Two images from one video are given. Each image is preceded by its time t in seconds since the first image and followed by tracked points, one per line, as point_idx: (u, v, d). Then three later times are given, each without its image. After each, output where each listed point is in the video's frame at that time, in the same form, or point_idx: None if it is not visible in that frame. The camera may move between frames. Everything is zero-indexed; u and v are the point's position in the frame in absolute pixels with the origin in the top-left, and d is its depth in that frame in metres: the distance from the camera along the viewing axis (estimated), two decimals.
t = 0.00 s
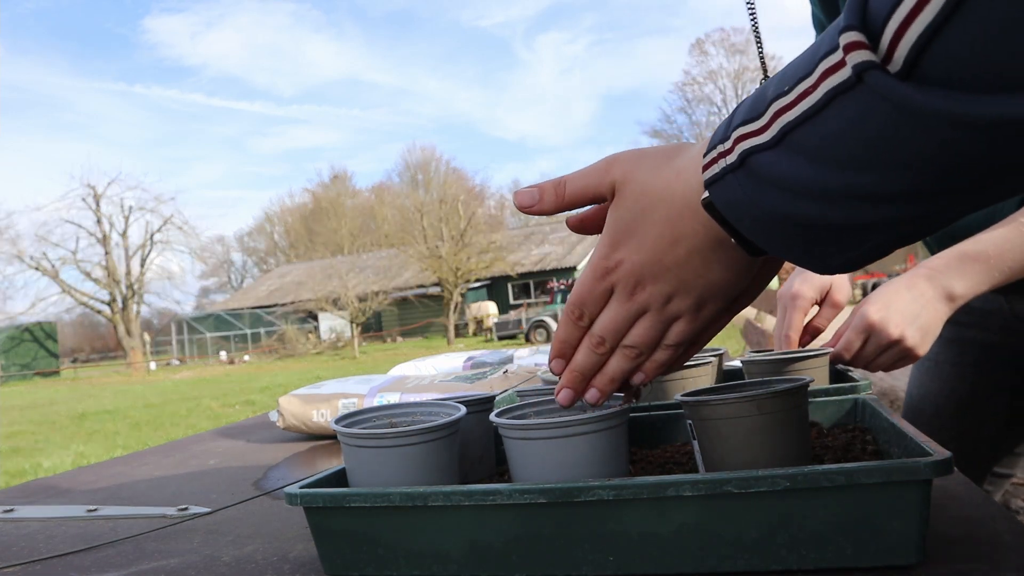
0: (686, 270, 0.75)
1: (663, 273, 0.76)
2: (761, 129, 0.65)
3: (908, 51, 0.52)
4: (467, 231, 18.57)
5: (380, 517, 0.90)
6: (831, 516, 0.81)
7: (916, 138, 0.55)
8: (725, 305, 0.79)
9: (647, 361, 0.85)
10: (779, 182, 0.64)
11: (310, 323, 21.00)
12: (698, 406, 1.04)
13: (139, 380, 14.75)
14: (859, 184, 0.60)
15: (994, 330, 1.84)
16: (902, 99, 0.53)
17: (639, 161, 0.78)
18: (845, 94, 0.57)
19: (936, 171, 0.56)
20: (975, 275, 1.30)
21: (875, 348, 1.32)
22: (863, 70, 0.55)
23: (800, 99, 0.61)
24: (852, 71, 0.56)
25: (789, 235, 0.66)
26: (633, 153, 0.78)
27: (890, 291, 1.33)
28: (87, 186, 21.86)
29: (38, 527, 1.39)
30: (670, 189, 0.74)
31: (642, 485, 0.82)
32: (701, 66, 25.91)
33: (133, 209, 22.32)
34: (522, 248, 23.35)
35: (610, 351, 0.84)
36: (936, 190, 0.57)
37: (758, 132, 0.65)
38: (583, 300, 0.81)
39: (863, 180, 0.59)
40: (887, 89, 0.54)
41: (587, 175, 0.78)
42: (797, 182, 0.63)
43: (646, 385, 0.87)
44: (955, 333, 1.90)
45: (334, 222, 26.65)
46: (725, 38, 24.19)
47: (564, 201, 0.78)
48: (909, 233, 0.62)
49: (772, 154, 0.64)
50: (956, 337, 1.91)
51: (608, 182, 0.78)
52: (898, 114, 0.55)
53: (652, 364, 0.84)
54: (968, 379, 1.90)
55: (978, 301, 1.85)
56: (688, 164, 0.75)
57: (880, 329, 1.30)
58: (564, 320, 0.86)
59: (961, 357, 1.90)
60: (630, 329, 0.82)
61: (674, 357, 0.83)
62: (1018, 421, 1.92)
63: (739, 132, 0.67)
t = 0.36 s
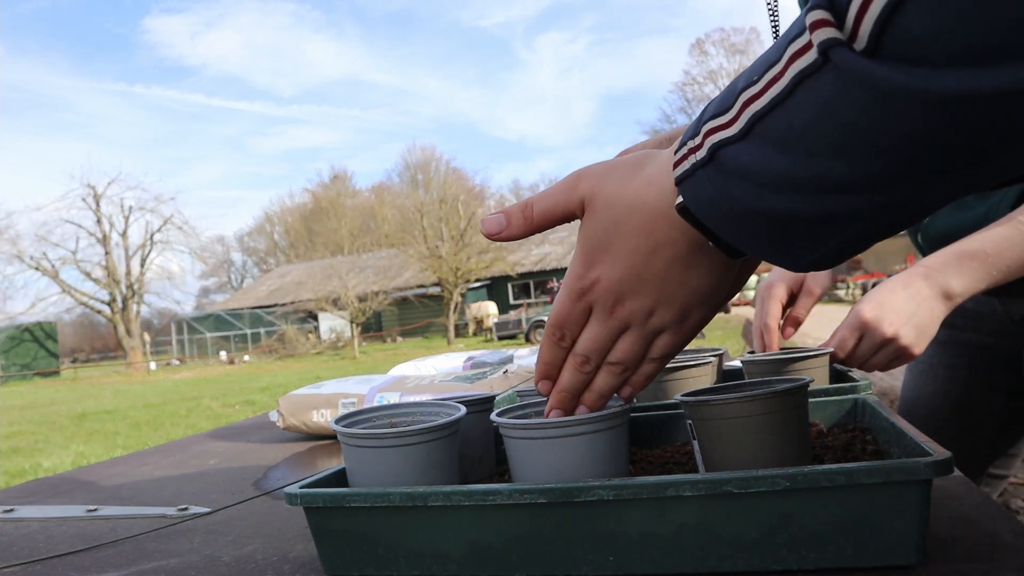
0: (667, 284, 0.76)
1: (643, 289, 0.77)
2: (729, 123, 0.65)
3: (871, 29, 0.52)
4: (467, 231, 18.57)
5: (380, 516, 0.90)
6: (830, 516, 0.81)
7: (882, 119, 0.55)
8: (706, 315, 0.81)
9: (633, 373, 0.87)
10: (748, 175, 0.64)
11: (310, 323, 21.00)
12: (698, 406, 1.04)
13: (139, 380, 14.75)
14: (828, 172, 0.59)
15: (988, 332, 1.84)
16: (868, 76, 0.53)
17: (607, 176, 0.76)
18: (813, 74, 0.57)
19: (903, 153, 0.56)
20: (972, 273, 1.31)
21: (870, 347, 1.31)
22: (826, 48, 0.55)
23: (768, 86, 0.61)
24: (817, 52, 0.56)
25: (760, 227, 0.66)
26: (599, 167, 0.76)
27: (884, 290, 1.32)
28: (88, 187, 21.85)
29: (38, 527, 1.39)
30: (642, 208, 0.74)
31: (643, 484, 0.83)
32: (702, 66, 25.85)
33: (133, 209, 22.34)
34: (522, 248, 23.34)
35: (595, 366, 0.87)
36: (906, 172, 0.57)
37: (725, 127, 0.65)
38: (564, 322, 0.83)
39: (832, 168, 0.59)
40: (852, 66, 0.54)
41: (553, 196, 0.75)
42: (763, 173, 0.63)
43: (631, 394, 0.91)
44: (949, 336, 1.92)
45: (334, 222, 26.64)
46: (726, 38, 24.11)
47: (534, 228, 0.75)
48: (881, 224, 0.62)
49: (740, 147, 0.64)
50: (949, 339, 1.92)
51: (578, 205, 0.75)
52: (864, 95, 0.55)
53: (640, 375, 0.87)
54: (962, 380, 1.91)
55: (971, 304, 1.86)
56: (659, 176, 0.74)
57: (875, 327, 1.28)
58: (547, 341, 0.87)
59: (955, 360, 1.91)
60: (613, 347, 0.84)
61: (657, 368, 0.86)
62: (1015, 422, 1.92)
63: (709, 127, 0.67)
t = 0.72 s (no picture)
0: (658, 277, 0.74)
1: (636, 276, 0.74)
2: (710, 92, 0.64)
3: None
4: (467, 231, 18.57)
5: (380, 516, 0.90)
6: (832, 516, 0.80)
7: (858, 68, 0.54)
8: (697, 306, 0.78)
9: (622, 363, 0.85)
10: (731, 143, 0.63)
11: (310, 323, 21.02)
12: (698, 406, 1.04)
13: (139, 380, 14.75)
14: (810, 135, 0.58)
15: (985, 332, 1.87)
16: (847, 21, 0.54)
17: (600, 160, 0.74)
18: (790, 30, 0.58)
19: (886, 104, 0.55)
20: (975, 274, 1.29)
21: (871, 346, 1.33)
22: None
23: (747, 52, 0.62)
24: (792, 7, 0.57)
25: (745, 203, 0.64)
26: (591, 151, 0.75)
27: (885, 290, 1.33)
28: (87, 186, 21.85)
29: (38, 527, 1.39)
30: (637, 190, 0.72)
31: (643, 484, 0.82)
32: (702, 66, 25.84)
33: (133, 209, 22.35)
34: (522, 248, 23.35)
35: (585, 354, 0.85)
36: (889, 129, 0.56)
37: (710, 98, 0.65)
38: (554, 308, 0.80)
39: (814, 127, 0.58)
40: (826, 13, 0.55)
41: (547, 182, 0.74)
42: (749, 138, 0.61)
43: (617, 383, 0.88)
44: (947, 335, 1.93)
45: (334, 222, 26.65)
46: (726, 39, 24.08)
47: (524, 215, 0.75)
48: (868, 195, 0.61)
49: (725, 116, 0.63)
50: (947, 339, 1.93)
51: (571, 188, 0.74)
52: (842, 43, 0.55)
53: (628, 365, 0.84)
54: (959, 379, 1.91)
55: (969, 304, 1.88)
56: (650, 160, 0.72)
57: (874, 326, 1.31)
58: (536, 327, 0.85)
59: (952, 358, 1.91)
60: (604, 337, 0.81)
61: (645, 358, 0.83)
62: (1011, 422, 1.93)
63: (694, 103, 0.67)
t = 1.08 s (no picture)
0: (480, 257, 0.79)
1: (465, 263, 0.80)
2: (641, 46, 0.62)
3: None
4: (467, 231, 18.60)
5: (382, 516, 0.90)
6: (833, 515, 0.80)
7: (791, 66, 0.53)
8: (514, 306, 0.84)
9: (438, 347, 0.89)
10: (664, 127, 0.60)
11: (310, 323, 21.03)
12: (698, 406, 1.04)
13: (139, 380, 14.76)
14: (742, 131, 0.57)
15: (982, 334, 1.88)
16: None
17: (453, 161, 0.83)
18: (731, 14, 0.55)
19: (817, 89, 0.53)
20: (975, 272, 1.27)
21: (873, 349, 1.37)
22: None
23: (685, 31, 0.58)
24: None
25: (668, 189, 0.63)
26: (451, 153, 0.84)
27: (885, 292, 1.35)
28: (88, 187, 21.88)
29: (38, 527, 1.39)
30: (477, 191, 0.79)
31: (643, 484, 0.83)
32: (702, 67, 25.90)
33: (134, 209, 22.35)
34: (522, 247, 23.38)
35: (406, 330, 0.88)
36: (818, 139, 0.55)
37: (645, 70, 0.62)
38: (384, 279, 0.84)
39: (733, 104, 0.57)
40: None
41: (404, 170, 0.83)
42: (669, 109, 0.59)
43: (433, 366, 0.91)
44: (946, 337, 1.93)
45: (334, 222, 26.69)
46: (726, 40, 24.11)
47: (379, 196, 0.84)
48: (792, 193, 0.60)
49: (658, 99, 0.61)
50: (944, 341, 1.94)
51: (425, 178, 0.83)
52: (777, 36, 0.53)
53: (440, 350, 0.88)
54: (956, 380, 1.91)
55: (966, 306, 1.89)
56: (497, 166, 0.80)
57: (877, 330, 1.34)
58: (367, 296, 0.89)
59: (950, 360, 1.92)
60: (424, 314, 0.85)
61: (460, 345, 0.87)
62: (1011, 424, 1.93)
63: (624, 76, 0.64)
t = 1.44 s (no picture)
0: (477, 273, 0.81)
1: (465, 287, 0.82)
2: (664, 150, 0.67)
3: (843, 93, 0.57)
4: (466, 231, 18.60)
5: (382, 515, 0.90)
6: (833, 516, 0.80)
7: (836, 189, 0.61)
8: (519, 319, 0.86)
9: (452, 378, 0.89)
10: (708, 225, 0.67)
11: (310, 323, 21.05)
12: (697, 405, 1.04)
13: (139, 380, 14.75)
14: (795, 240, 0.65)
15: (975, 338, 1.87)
16: (842, 137, 0.59)
17: (438, 192, 0.84)
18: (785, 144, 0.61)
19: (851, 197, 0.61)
20: None
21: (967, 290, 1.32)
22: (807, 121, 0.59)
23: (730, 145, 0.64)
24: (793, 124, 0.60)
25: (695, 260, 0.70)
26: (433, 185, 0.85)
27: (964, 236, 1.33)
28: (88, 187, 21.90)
29: (37, 527, 1.39)
30: (467, 217, 0.81)
31: (643, 485, 0.83)
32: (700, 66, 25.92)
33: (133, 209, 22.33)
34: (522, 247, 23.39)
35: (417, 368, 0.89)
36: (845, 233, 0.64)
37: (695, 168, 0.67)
38: (389, 320, 0.85)
39: (782, 216, 0.65)
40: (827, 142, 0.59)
41: (389, 211, 0.84)
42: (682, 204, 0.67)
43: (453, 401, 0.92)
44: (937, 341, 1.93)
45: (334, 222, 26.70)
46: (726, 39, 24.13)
47: (371, 239, 0.84)
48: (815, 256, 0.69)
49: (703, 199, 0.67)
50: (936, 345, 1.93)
51: (411, 214, 0.84)
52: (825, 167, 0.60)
53: (456, 381, 0.89)
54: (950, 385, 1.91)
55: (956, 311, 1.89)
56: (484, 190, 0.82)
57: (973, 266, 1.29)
58: (372, 343, 0.89)
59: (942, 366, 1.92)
60: (434, 347, 0.86)
61: (475, 371, 0.88)
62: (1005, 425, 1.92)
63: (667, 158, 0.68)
